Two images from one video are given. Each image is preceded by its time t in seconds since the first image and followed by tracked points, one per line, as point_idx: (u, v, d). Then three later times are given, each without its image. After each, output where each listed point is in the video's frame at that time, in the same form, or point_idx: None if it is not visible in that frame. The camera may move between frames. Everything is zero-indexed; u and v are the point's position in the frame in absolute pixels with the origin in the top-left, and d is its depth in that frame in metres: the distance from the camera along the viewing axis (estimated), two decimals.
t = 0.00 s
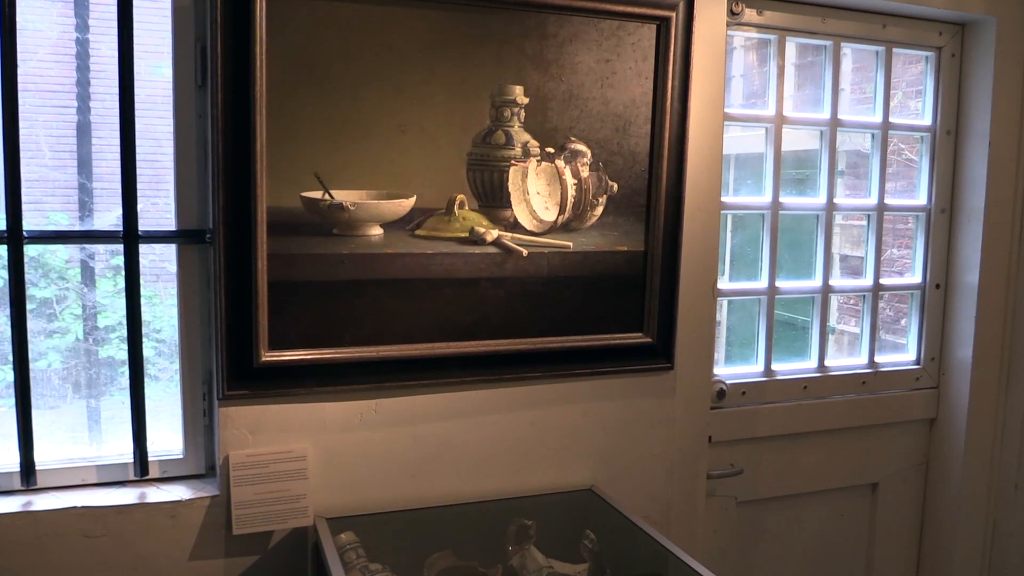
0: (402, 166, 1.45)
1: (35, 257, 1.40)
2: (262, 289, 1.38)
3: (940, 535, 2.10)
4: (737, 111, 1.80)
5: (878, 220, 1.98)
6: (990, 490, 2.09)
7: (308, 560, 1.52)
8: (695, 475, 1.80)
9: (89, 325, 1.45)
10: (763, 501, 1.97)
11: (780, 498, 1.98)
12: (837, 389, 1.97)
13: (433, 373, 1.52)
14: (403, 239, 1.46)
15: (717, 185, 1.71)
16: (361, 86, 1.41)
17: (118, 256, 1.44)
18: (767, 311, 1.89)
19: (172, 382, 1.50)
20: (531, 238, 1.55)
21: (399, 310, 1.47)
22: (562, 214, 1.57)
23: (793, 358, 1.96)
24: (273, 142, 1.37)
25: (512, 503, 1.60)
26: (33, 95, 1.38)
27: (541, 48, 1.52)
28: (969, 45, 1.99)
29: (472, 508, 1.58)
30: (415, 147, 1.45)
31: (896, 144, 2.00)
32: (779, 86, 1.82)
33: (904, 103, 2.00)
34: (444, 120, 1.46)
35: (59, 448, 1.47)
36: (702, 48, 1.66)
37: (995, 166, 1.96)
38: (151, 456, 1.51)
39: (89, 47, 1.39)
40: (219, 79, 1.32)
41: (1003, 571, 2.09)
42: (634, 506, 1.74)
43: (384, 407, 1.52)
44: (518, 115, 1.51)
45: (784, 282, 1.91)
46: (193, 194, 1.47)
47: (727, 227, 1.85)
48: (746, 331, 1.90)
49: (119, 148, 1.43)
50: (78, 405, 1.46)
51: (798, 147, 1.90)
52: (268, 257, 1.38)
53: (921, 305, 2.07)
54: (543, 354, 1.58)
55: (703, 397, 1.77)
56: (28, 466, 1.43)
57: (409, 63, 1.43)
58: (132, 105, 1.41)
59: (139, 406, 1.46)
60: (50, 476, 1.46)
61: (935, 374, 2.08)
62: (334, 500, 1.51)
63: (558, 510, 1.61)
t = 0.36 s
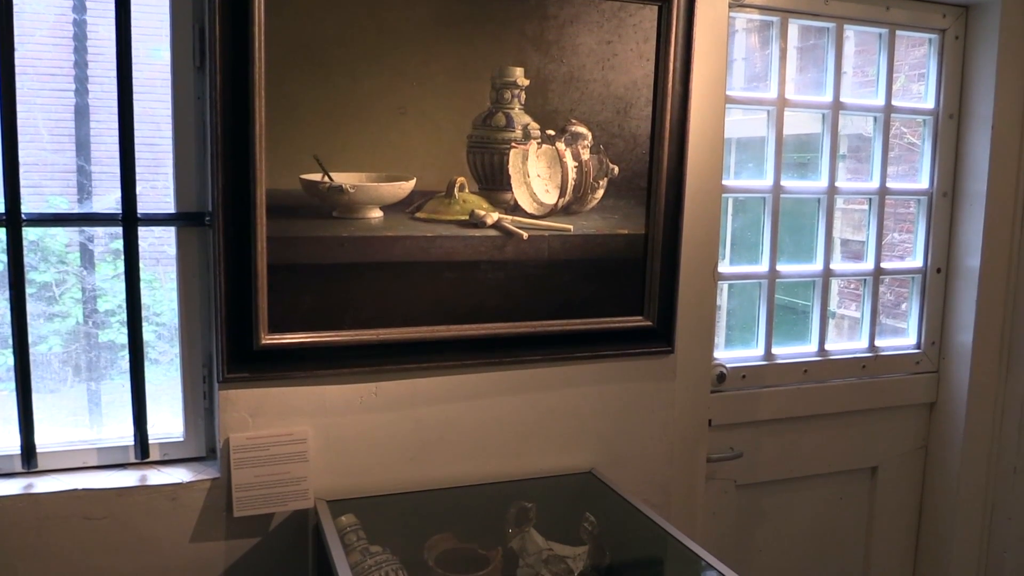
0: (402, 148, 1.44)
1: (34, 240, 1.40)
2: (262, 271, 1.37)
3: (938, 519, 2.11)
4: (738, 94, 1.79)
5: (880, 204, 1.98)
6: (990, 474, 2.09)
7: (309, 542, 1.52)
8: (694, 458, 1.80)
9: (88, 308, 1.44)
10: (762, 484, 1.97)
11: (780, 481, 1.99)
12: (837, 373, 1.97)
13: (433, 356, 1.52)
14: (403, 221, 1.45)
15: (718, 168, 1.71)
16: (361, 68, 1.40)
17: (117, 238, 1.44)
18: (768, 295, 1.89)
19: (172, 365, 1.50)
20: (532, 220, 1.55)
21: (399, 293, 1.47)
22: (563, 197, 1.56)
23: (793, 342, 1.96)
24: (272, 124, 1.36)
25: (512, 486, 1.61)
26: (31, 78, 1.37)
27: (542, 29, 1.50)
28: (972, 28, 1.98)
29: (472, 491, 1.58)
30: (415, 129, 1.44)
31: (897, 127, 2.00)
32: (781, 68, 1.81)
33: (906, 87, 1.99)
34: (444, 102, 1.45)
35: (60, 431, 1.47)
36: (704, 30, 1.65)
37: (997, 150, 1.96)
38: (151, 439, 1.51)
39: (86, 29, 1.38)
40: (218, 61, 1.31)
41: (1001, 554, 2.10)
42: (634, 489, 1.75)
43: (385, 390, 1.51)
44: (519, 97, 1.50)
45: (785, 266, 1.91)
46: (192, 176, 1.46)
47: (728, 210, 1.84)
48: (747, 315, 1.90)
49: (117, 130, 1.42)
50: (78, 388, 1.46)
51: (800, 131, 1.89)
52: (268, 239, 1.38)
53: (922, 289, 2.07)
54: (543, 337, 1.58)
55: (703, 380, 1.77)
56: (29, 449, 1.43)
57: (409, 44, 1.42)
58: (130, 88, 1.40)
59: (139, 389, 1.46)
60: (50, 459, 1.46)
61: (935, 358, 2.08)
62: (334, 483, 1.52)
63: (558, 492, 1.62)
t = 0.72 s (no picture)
0: (401, 131, 1.43)
1: (33, 224, 1.39)
2: (261, 255, 1.37)
3: (937, 503, 2.11)
4: (740, 77, 1.78)
5: (881, 188, 1.97)
6: (990, 459, 2.09)
7: (309, 525, 1.52)
8: (694, 442, 1.81)
9: (88, 292, 1.44)
10: (762, 468, 1.97)
11: (779, 466, 1.99)
12: (838, 358, 1.97)
13: (433, 341, 1.51)
14: (403, 205, 1.45)
15: (719, 152, 1.70)
16: (359, 50, 1.39)
17: (116, 222, 1.43)
18: (769, 280, 1.88)
19: (172, 349, 1.50)
20: (532, 204, 1.54)
21: (399, 277, 1.47)
22: (563, 181, 1.56)
23: (793, 327, 1.96)
24: (271, 107, 1.35)
25: (512, 470, 1.61)
26: (29, 61, 1.36)
27: (542, 11, 1.49)
28: (976, 11, 1.96)
29: (472, 475, 1.58)
30: (414, 112, 1.43)
31: (900, 112, 1.98)
32: (783, 51, 1.80)
33: (909, 71, 1.97)
34: (443, 85, 1.44)
35: (60, 415, 1.47)
36: (705, 13, 1.64)
37: (1000, 134, 1.94)
38: (151, 424, 1.51)
39: (83, 12, 1.37)
40: (216, 43, 1.30)
41: (1000, 538, 2.10)
42: (634, 473, 1.75)
43: (385, 374, 1.51)
44: (519, 80, 1.49)
45: (786, 250, 1.90)
46: (190, 159, 1.45)
47: (729, 194, 1.83)
48: (747, 300, 1.90)
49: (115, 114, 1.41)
50: (78, 372, 1.46)
51: (801, 115, 1.88)
52: (267, 223, 1.37)
53: (923, 274, 2.06)
54: (543, 321, 1.58)
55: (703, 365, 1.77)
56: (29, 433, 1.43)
57: (408, 26, 1.41)
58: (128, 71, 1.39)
59: (139, 373, 1.46)
60: (51, 443, 1.46)
61: (936, 344, 2.08)
62: (334, 466, 1.52)
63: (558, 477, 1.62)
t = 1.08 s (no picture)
0: (400, 116, 1.42)
1: (32, 211, 1.39)
2: (260, 241, 1.37)
3: (937, 488, 2.11)
4: (741, 62, 1.77)
5: (883, 173, 1.96)
6: (990, 444, 2.09)
7: (309, 512, 1.52)
8: (694, 428, 1.81)
9: (86, 278, 1.44)
10: (762, 454, 1.98)
11: (779, 451, 1.99)
12: (838, 344, 1.97)
13: (432, 327, 1.51)
14: (402, 190, 1.44)
15: (720, 137, 1.69)
16: (358, 34, 1.38)
17: (114, 208, 1.43)
18: (770, 266, 1.88)
19: (171, 335, 1.50)
20: (532, 189, 1.53)
21: (399, 263, 1.46)
22: (563, 166, 1.55)
23: (794, 313, 1.95)
24: (269, 91, 1.34)
25: (512, 456, 1.61)
26: (25, 46, 1.35)
27: None
28: None
29: (472, 460, 1.58)
30: (413, 96, 1.42)
31: (902, 97, 1.97)
32: (785, 36, 1.79)
33: (912, 55, 1.96)
34: (443, 69, 1.43)
35: (60, 401, 1.47)
36: None
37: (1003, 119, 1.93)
38: (151, 410, 1.50)
39: None
40: (213, 27, 1.30)
41: (999, 523, 2.11)
42: (634, 459, 1.75)
43: (384, 360, 1.51)
44: (519, 65, 1.48)
45: (786, 236, 1.90)
46: (188, 144, 1.44)
47: (730, 180, 1.82)
48: (748, 285, 1.89)
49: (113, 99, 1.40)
50: (78, 358, 1.46)
51: (803, 100, 1.86)
52: (266, 208, 1.37)
53: (924, 259, 2.05)
54: (542, 307, 1.58)
55: (703, 351, 1.77)
56: (29, 419, 1.43)
57: (407, 9, 1.40)
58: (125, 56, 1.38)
59: (138, 359, 1.46)
60: (51, 429, 1.46)
61: (937, 329, 2.08)
62: (335, 452, 1.52)
63: (558, 462, 1.62)
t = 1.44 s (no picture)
0: (400, 102, 1.41)
1: (30, 198, 1.38)
2: (259, 228, 1.36)
3: (937, 474, 2.11)
4: (743, 47, 1.76)
5: (885, 159, 1.95)
6: (990, 431, 2.09)
7: (309, 498, 1.52)
8: (695, 415, 1.80)
9: (85, 265, 1.43)
10: (762, 440, 1.97)
11: (780, 438, 1.99)
12: (839, 331, 1.97)
13: (432, 314, 1.51)
14: (401, 177, 1.43)
15: (721, 123, 1.68)
16: (356, 19, 1.37)
17: (112, 195, 1.42)
18: (770, 252, 1.87)
19: (170, 322, 1.49)
20: (532, 175, 1.52)
21: (398, 249, 1.46)
22: (563, 152, 1.54)
23: (795, 300, 1.95)
24: (267, 77, 1.33)
25: (512, 443, 1.61)
26: (21, 33, 1.34)
27: None
28: None
29: (472, 447, 1.58)
30: (412, 82, 1.41)
31: (904, 82, 1.96)
32: (787, 21, 1.77)
33: (914, 41, 1.95)
34: (442, 54, 1.42)
35: (60, 389, 1.47)
36: None
37: (1006, 105, 1.92)
38: (151, 397, 1.50)
39: None
40: (211, 12, 1.29)
41: (999, 509, 2.11)
42: (634, 445, 1.75)
43: (384, 347, 1.51)
44: (519, 50, 1.47)
45: (787, 222, 1.89)
46: (186, 131, 1.44)
47: (731, 166, 1.81)
48: (749, 272, 1.89)
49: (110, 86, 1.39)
50: (78, 346, 1.46)
51: (805, 86, 1.85)
52: (265, 195, 1.36)
53: (926, 246, 2.04)
54: (542, 294, 1.57)
55: (704, 337, 1.76)
56: (30, 407, 1.43)
57: None
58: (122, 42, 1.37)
59: (137, 346, 1.46)
60: (51, 417, 1.46)
61: (938, 316, 2.07)
62: (335, 439, 1.52)
63: (559, 449, 1.62)
